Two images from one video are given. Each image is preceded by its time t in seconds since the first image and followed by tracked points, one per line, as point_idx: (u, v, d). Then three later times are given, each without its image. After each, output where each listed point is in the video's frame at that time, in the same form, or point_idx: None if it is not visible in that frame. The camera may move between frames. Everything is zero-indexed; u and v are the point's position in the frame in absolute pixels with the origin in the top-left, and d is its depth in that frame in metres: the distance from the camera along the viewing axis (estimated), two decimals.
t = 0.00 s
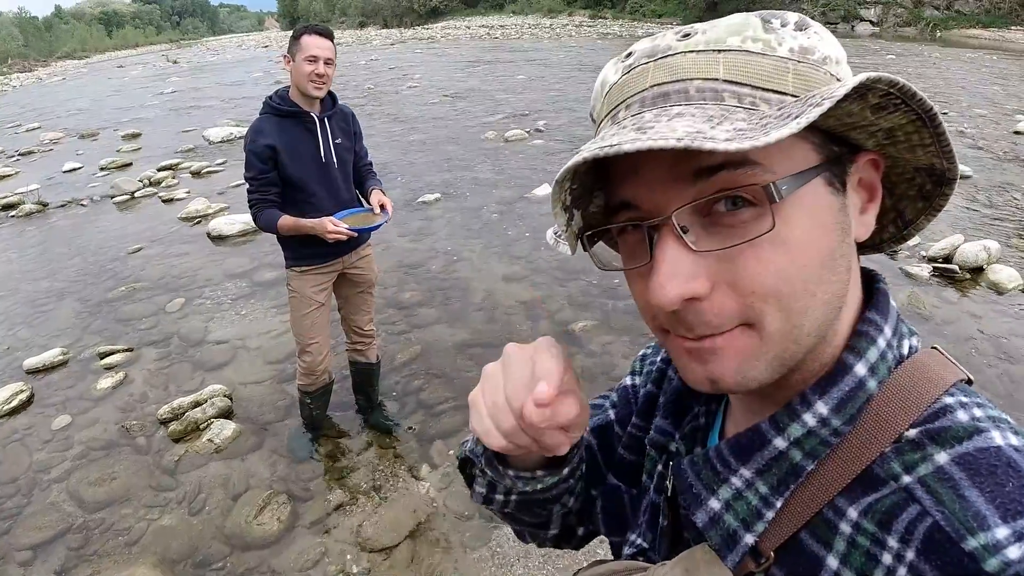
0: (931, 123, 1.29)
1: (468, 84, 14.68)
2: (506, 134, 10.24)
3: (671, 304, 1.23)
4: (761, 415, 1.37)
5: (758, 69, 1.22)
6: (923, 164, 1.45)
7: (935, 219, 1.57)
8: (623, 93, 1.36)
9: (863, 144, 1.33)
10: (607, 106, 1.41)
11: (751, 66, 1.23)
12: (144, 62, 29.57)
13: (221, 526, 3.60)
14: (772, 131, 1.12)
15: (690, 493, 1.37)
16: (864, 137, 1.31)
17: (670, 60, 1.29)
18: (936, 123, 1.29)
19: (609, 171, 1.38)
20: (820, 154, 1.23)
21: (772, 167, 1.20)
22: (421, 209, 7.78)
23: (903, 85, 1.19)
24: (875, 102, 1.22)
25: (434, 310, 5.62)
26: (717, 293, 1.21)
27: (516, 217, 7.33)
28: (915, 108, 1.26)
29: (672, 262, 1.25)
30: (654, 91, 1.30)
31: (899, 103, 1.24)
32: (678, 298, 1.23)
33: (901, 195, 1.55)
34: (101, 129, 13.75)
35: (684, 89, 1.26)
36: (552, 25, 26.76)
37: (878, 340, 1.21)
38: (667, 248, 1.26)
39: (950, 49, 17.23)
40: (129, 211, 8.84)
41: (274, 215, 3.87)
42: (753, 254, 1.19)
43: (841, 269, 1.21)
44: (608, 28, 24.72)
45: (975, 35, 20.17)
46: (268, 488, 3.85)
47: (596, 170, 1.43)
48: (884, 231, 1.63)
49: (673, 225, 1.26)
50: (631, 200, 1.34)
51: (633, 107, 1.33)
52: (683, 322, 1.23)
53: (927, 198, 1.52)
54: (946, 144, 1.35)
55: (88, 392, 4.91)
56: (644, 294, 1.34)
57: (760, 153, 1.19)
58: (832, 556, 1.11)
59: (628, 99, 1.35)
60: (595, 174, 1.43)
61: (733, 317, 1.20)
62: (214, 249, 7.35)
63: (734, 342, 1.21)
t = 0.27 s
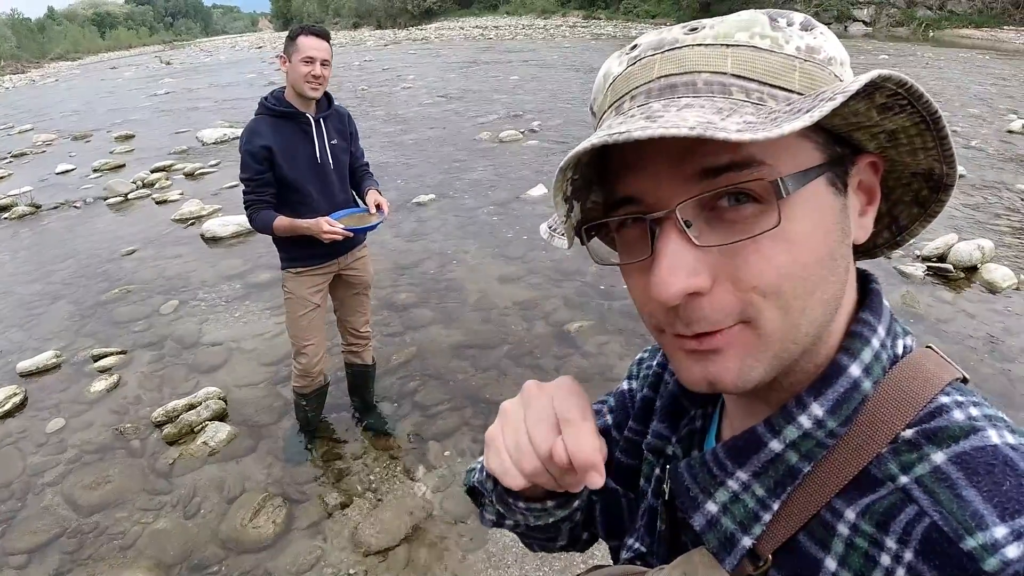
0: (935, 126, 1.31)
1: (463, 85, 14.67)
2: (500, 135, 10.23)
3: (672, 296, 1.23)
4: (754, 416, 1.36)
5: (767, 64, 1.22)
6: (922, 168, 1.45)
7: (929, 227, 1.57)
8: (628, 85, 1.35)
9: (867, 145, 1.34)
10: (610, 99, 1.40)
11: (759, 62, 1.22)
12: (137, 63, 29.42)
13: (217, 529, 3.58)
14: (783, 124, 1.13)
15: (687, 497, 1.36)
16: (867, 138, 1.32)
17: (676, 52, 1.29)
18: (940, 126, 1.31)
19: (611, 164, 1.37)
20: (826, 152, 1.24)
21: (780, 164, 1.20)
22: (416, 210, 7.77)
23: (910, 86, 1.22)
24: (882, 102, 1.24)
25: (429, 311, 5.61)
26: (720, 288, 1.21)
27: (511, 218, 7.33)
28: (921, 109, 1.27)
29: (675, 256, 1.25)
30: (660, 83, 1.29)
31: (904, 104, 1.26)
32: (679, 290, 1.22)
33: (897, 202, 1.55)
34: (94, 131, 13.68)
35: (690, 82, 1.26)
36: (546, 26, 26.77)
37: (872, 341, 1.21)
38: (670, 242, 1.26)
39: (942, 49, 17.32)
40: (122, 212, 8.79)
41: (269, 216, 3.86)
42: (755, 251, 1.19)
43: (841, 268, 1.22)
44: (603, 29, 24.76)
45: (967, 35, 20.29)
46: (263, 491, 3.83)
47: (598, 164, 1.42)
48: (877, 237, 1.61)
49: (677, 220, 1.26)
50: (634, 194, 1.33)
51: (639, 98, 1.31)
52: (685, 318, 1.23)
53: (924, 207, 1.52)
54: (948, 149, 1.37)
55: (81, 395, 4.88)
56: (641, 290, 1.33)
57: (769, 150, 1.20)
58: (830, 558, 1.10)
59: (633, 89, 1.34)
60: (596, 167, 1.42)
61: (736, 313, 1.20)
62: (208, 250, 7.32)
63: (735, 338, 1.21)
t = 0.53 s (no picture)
0: (965, 135, 1.34)
1: (461, 83, 14.65)
2: (499, 133, 10.21)
3: (719, 267, 1.17)
4: (756, 418, 1.34)
5: (829, 51, 1.22)
6: (933, 181, 1.47)
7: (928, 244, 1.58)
8: (684, 49, 1.28)
9: (897, 149, 1.36)
10: (657, 63, 1.32)
11: (818, 49, 1.21)
12: (135, 62, 29.35)
13: (216, 530, 3.57)
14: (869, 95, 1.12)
15: (685, 505, 1.34)
16: (900, 139, 1.34)
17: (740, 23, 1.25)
18: (971, 134, 1.33)
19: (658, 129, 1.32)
20: (866, 147, 1.26)
21: (835, 146, 1.21)
22: (415, 209, 7.75)
23: (961, 86, 1.25)
24: (930, 100, 1.28)
25: (429, 310, 5.60)
26: (764, 264, 1.16)
27: (510, 216, 7.32)
28: (959, 114, 1.31)
29: (722, 226, 1.19)
30: (722, 49, 1.23)
31: (946, 106, 1.29)
32: (726, 260, 1.16)
33: (901, 215, 1.56)
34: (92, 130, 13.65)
35: (756, 51, 1.21)
36: (545, 24, 26.71)
37: (871, 345, 1.20)
38: (718, 212, 1.21)
39: (941, 47, 17.30)
40: (121, 212, 8.77)
41: (268, 215, 3.85)
42: (802, 228, 1.17)
43: (869, 260, 1.23)
44: (602, 27, 24.72)
45: (967, 33, 20.25)
46: (262, 492, 3.82)
47: (640, 128, 1.35)
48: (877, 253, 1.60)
49: (730, 186, 1.22)
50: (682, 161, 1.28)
51: (699, 62, 1.23)
52: (729, 291, 1.17)
53: (925, 222, 1.53)
54: (972, 161, 1.39)
55: (80, 395, 4.87)
56: (671, 262, 1.27)
57: (826, 131, 1.21)
58: (829, 565, 1.10)
59: (690, 54, 1.26)
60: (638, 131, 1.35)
61: (782, 289, 1.16)
62: (206, 250, 7.31)
63: (780, 316, 1.16)
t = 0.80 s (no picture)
0: (977, 139, 1.33)
1: (463, 81, 14.64)
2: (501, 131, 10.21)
3: (736, 242, 1.17)
4: (754, 412, 1.34)
5: (855, 45, 1.20)
6: (937, 186, 1.46)
7: (927, 248, 1.61)
8: (712, 30, 1.22)
9: (909, 148, 1.35)
10: (682, 42, 1.26)
11: (846, 42, 1.19)
12: (137, 61, 29.37)
13: (218, 527, 3.58)
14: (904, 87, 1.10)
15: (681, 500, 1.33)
16: (914, 138, 1.33)
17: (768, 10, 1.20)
18: (982, 139, 1.33)
19: (679, 107, 1.29)
20: (881, 144, 1.26)
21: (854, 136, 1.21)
22: (416, 207, 7.75)
23: (979, 88, 1.25)
24: (947, 99, 1.27)
25: (430, 308, 5.61)
26: (779, 243, 1.17)
27: (511, 214, 7.32)
28: (973, 118, 1.30)
29: (740, 202, 1.19)
30: (752, 32, 1.18)
31: (962, 106, 1.29)
32: (742, 237, 1.17)
33: (904, 219, 1.56)
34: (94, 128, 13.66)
35: (784, 37, 1.16)
36: (547, 22, 26.69)
37: (869, 339, 1.20)
38: (737, 189, 1.20)
39: (944, 44, 17.28)
40: (123, 210, 8.78)
41: (270, 212, 3.85)
42: (820, 212, 1.17)
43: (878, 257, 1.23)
44: (604, 25, 24.68)
45: (970, 30, 20.22)
46: (264, 489, 3.83)
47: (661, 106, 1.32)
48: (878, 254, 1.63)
49: (750, 166, 1.21)
50: (700, 140, 1.27)
51: (728, 42, 1.18)
52: (745, 266, 1.17)
53: (927, 225, 1.55)
54: (980, 166, 1.37)
55: (82, 393, 4.88)
56: (682, 238, 1.26)
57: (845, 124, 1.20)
58: (827, 559, 1.10)
59: (719, 35, 1.20)
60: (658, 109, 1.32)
61: (796, 269, 1.16)
62: (208, 248, 7.32)
63: (794, 297, 1.16)
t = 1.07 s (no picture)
0: (978, 138, 1.33)
1: (466, 80, 14.64)
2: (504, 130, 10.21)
3: (737, 228, 1.18)
4: (753, 407, 1.35)
5: (860, 41, 1.20)
6: (939, 186, 1.46)
7: (927, 249, 1.59)
8: (721, 21, 1.22)
9: (911, 146, 1.35)
10: (690, 33, 1.26)
11: (852, 38, 1.18)
12: (140, 60, 29.40)
13: (221, 525, 3.59)
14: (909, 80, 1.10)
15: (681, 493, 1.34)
16: (916, 136, 1.33)
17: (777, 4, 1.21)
18: (984, 138, 1.33)
19: (685, 94, 1.29)
20: (884, 139, 1.26)
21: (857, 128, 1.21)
22: (419, 206, 7.76)
23: (981, 86, 1.25)
24: (950, 97, 1.27)
25: (433, 306, 5.61)
26: (781, 231, 1.17)
27: (514, 213, 7.32)
28: (976, 116, 1.30)
29: (743, 188, 1.19)
30: (760, 23, 1.18)
31: (964, 105, 1.29)
32: (743, 223, 1.17)
33: (905, 219, 1.56)
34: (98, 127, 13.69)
35: (791, 29, 1.16)
36: (550, 21, 26.66)
37: (867, 334, 1.20)
38: (740, 175, 1.20)
39: (948, 43, 17.24)
40: (126, 209, 8.80)
41: (272, 209, 3.86)
42: (823, 202, 1.17)
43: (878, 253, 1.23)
44: (607, 23, 24.66)
45: (975, 28, 20.18)
46: (267, 487, 3.84)
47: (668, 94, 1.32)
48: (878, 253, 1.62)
49: (753, 155, 1.21)
50: (706, 129, 1.27)
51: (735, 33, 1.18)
52: (746, 253, 1.18)
53: (928, 226, 1.54)
54: (982, 166, 1.37)
55: (86, 391, 4.90)
56: (684, 224, 1.27)
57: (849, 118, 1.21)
58: (824, 553, 1.10)
59: (726, 26, 1.20)
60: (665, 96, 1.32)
61: (797, 257, 1.17)
62: (211, 246, 7.33)
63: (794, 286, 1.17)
